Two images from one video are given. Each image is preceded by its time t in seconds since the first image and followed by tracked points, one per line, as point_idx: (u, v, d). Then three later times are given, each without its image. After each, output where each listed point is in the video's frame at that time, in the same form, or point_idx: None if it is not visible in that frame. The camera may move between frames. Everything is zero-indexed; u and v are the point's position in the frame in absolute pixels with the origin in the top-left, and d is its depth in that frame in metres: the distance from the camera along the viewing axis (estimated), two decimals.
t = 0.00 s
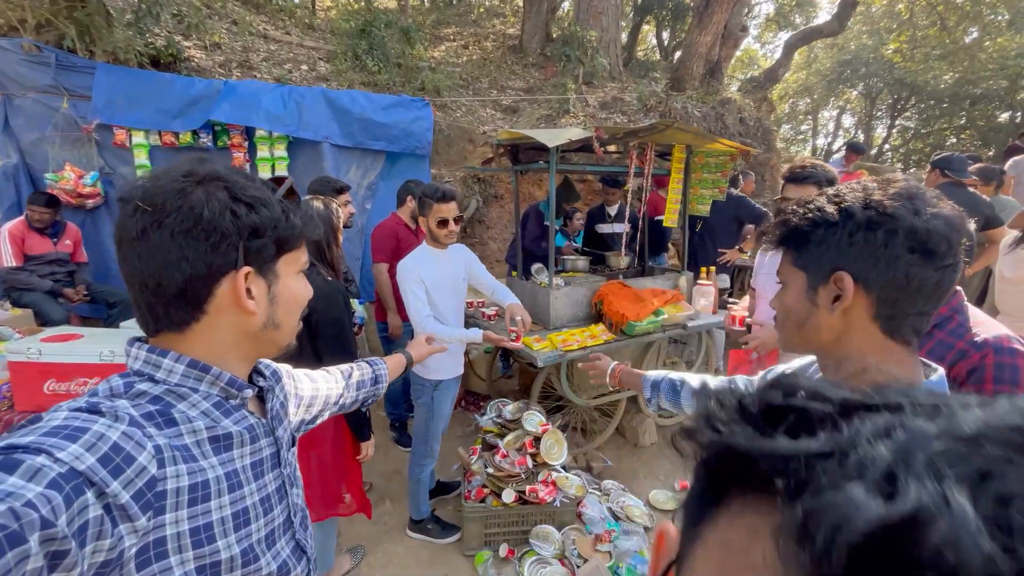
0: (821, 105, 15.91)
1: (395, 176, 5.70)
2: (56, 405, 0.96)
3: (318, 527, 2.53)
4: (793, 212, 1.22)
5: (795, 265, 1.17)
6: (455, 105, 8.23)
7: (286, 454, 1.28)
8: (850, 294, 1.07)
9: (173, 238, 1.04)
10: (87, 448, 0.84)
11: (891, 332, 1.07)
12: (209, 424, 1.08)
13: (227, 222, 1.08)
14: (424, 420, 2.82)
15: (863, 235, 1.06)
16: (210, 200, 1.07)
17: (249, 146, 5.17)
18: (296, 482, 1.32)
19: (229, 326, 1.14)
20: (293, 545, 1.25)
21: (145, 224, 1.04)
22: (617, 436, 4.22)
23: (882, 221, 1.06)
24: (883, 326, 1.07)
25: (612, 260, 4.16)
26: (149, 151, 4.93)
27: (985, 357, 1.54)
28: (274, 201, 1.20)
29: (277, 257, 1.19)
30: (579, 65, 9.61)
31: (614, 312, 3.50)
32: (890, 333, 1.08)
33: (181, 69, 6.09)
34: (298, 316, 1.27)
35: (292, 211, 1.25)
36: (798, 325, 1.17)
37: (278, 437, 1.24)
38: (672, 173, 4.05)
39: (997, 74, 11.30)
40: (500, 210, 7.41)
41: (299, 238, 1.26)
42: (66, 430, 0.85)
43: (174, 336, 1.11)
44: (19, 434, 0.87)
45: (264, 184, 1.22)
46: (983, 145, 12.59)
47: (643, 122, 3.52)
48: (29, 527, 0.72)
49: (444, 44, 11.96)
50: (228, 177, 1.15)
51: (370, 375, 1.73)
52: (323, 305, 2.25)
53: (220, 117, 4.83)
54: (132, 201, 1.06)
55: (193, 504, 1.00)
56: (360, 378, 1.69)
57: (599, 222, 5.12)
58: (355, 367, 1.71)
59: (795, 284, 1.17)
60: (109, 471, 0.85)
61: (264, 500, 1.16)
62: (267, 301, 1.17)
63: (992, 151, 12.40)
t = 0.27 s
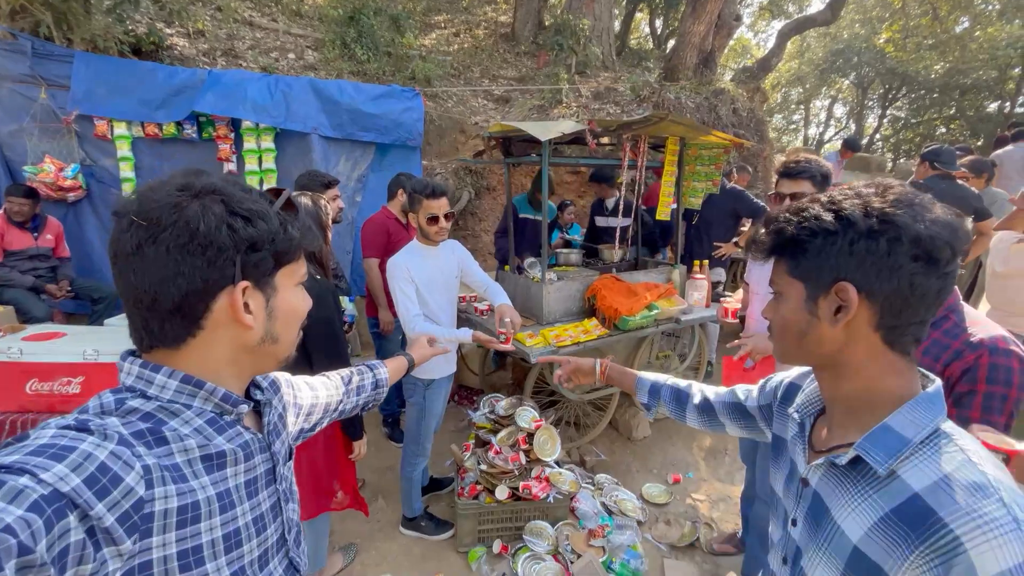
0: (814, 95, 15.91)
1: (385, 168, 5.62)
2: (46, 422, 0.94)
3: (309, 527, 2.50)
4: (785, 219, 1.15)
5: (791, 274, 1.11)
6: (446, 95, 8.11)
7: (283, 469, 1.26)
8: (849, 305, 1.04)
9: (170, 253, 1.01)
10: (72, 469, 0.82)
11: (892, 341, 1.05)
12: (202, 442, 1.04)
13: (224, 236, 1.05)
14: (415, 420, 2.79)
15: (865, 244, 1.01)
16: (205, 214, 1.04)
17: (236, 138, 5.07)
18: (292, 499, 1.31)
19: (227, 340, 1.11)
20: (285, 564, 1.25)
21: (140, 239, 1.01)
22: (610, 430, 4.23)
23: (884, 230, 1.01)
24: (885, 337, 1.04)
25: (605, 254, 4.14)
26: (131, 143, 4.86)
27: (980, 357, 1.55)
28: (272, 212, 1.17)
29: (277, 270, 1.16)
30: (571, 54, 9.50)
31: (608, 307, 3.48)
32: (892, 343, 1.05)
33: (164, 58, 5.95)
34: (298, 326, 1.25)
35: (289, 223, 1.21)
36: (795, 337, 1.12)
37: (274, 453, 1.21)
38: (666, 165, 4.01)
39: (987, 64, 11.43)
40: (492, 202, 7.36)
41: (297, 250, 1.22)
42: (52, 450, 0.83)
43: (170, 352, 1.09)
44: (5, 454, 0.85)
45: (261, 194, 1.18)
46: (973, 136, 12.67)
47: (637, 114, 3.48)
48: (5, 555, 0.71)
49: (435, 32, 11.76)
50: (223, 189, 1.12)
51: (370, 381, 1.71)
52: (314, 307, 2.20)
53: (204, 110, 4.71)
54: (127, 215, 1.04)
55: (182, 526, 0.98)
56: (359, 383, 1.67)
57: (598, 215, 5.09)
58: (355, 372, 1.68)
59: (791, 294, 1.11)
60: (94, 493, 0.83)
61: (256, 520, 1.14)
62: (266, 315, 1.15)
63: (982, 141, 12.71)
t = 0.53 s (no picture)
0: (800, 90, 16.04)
1: (370, 163, 5.57)
2: (40, 434, 0.95)
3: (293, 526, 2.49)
4: (755, 220, 1.15)
5: (760, 275, 1.11)
6: (432, 88, 8.04)
7: (282, 477, 1.27)
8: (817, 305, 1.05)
9: (171, 262, 0.99)
10: (63, 485, 0.83)
11: (857, 342, 1.07)
12: (199, 454, 1.04)
13: (227, 243, 1.05)
14: (400, 418, 2.78)
15: (834, 245, 1.03)
16: (208, 221, 1.03)
17: (217, 132, 4.98)
18: (292, 506, 1.32)
19: (227, 349, 1.12)
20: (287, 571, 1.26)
21: (140, 246, 0.99)
22: (595, 424, 4.26)
23: (852, 231, 1.02)
24: (851, 337, 1.06)
25: (591, 250, 4.14)
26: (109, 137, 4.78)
27: (951, 355, 1.58)
28: (274, 219, 1.17)
29: (278, 277, 1.16)
30: (559, 48, 9.46)
31: (593, 303, 3.49)
32: (857, 343, 1.07)
33: (141, 49, 5.82)
34: (298, 330, 1.25)
35: (291, 229, 1.21)
36: (763, 338, 1.13)
37: (274, 462, 1.21)
38: (651, 161, 4.00)
39: (967, 60, 11.89)
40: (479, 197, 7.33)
41: (299, 257, 1.22)
42: (44, 464, 0.85)
43: (170, 361, 1.08)
44: None
45: (263, 200, 1.17)
46: (954, 131, 12.88)
47: (621, 110, 3.47)
48: None
49: (422, 25, 11.64)
50: (225, 196, 1.10)
51: (365, 384, 1.70)
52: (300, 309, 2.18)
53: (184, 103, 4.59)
54: (125, 221, 1.02)
55: (179, 540, 0.99)
56: (354, 385, 1.67)
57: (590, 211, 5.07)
58: (350, 375, 1.68)
59: (761, 295, 1.11)
60: (85, 508, 0.84)
61: (256, 531, 1.15)
62: (266, 323, 1.15)
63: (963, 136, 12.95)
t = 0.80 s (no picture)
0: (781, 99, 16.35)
1: (354, 166, 5.53)
2: (51, 411, 0.97)
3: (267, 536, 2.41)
4: (718, 214, 1.15)
5: (727, 268, 1.10)
6: (418, 93, 8.03)
7: (285, 459, 1.30)
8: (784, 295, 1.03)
9: (192, 241, 1.04)
10: (75, 459, 0.84)
11: (828, 330, 1.05)
12: (207, 431, 1.08)
13: (246, 226, 1.10)
14: (380, 421, 2.72)
15: (795, 231, 1.02)
16: (230, 203, 1.09)
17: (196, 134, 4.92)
18: (293, 488, 1.35)
19: (239, 330, 1.16)
20: (291, 550, 1.29)
21: (161, 224, 1.04)
22: (581, 428, 4.24)
23: (811, 217, 1.02)
24: (820, 325, 1.05)
25: (576, 253, 4.13)
26: (84, 138, 4.66)
27: (926, 351, 1.59)
28: (289, 206, 1.23)
29: (289, 262, 1.22)
30: (544, 54, 9.53)
31: (577, 305, 3.47)
32: (828, 331, 1.05)
33: (119, 51, 5.73)
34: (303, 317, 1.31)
35: (304, 216, 1.28)
36: (734, 332, 1.12)
37: (278, 443, 1.25)
38: (635, 164, 4.01)
39: (942, 70, 12.46)
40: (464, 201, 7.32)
41: (309, 244, 1.28)
42: (56, 438, 0.85)
43: (182, 338, 1.12)
44: (9, 442, 0.87)
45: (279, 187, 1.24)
46: (929, 139, 13.23)
47: (604, 112, 3.48)
48: (8, 544, 0.72)
49: (409, 31, 11.65)
50: (245, 182, 1.17)
51: (362, 377, 1.73)
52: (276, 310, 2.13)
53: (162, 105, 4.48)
54: (148, 199, 1.06)
55: (187, 514, 1.02)
56: (352, 379, 1.69)
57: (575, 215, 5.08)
58: (348, 369, 1.71)
59: (728, 289, 1.10)
60: (97, 482, 0.85)
61: (261, 508, 1.18)
62: (276, 306, 1.20)
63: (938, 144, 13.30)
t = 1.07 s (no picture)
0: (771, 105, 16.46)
1: (341, 168, 5.42)
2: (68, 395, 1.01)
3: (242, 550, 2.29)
4: (726, 185, 1.07)
5: (733, 248, 1.04)
6: (407, 95, 7.95)
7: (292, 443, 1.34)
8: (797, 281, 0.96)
9: (200, 227, 1.09)
10: (93, 439, 0.88)
11: (845, 324, 0.97)
12: (217, 414, 1.12)
13: (251, 212, 1.15)
14: (362, 427, 2.60)
15: (815, 207, 0.94)
16: (235, 191, 1.13)
17: (178, 135, 4.73)
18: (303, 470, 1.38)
19: (247, 316, 1.21)
20: (301, 532, 1.32)
21: (169, 211, 1.08)
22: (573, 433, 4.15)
23: (837, 189, 0.93)
24: (837, 317, 0.97)
25: (567, 254, 4.05)
26: (60, 139, 4.55)
27: (933, 348, 1.52)
28: (292, 193, 1.28)
29: (294, 249, 1.27)
30: (535, 58, 9.49)
31: (568, 307, 3.39)
32: (846, 325, 0.98)
33: (99, 51, 5.59)
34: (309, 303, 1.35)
35: (308, 203, 1.33)
36: (739, 318, 1.04)
37: (286, 427, 1.29)
38: (625, 164, 3.95)
39: (926, 77, 12.49)
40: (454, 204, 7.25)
41: (313, 231, 1.34)
42: (74, 420, 0.90)
43: (192, 323, 1.16)
44: (29, 424, 0.91)
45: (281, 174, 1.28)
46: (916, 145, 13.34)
47: (594, 110, 3.41)
48: (32, 518, 0.75)
49: (399, 36, 11.59)
50: (249, 170, 1.21)
51: (362, 371, 1.73)
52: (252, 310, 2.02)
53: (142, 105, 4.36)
54: (156, 187, 1.11)
55: (201, 493, 1.05)
56: (353, 371, 1.70)
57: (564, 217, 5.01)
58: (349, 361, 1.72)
59: (734, 270, 1.03)
60: (115, 461, 0.89)
61: (272, 489, 1.21)
62: (282, 292, 1.25)
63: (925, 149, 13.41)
